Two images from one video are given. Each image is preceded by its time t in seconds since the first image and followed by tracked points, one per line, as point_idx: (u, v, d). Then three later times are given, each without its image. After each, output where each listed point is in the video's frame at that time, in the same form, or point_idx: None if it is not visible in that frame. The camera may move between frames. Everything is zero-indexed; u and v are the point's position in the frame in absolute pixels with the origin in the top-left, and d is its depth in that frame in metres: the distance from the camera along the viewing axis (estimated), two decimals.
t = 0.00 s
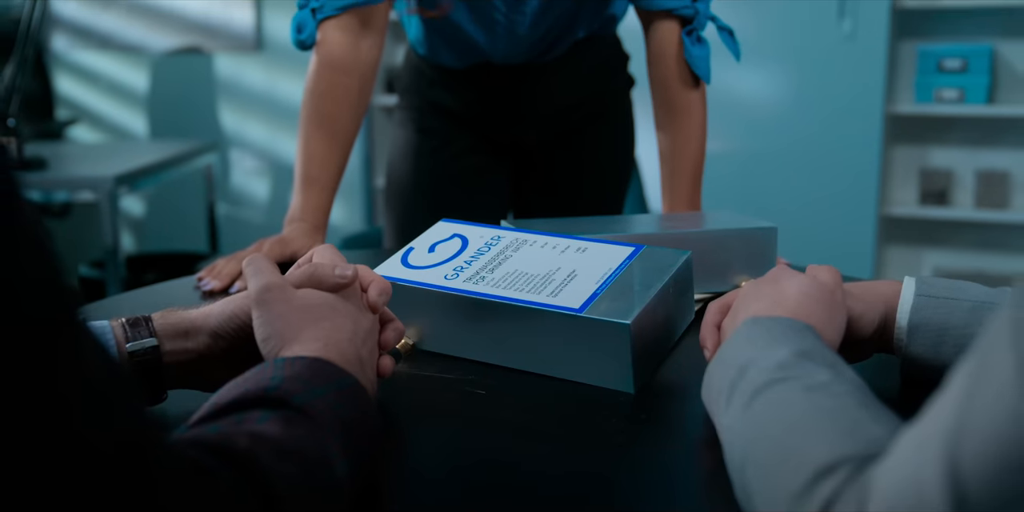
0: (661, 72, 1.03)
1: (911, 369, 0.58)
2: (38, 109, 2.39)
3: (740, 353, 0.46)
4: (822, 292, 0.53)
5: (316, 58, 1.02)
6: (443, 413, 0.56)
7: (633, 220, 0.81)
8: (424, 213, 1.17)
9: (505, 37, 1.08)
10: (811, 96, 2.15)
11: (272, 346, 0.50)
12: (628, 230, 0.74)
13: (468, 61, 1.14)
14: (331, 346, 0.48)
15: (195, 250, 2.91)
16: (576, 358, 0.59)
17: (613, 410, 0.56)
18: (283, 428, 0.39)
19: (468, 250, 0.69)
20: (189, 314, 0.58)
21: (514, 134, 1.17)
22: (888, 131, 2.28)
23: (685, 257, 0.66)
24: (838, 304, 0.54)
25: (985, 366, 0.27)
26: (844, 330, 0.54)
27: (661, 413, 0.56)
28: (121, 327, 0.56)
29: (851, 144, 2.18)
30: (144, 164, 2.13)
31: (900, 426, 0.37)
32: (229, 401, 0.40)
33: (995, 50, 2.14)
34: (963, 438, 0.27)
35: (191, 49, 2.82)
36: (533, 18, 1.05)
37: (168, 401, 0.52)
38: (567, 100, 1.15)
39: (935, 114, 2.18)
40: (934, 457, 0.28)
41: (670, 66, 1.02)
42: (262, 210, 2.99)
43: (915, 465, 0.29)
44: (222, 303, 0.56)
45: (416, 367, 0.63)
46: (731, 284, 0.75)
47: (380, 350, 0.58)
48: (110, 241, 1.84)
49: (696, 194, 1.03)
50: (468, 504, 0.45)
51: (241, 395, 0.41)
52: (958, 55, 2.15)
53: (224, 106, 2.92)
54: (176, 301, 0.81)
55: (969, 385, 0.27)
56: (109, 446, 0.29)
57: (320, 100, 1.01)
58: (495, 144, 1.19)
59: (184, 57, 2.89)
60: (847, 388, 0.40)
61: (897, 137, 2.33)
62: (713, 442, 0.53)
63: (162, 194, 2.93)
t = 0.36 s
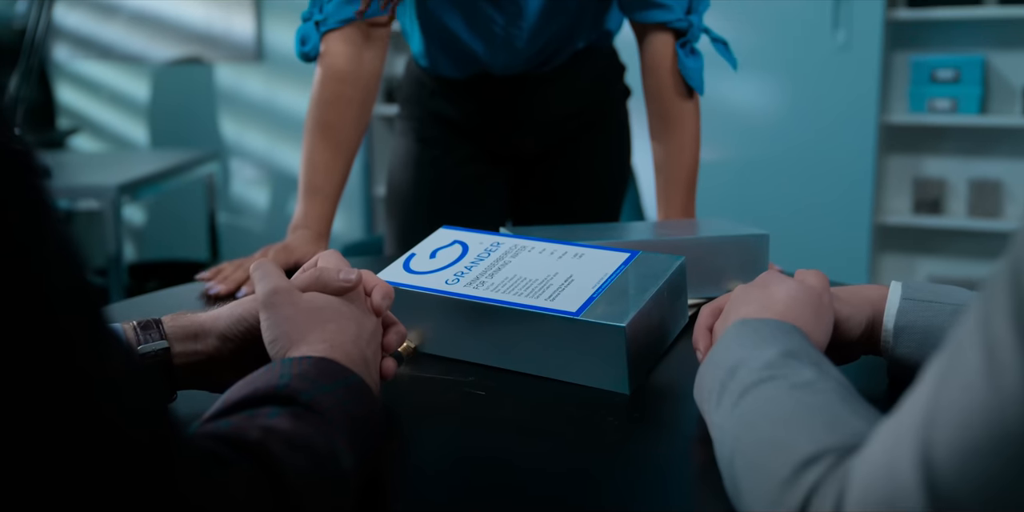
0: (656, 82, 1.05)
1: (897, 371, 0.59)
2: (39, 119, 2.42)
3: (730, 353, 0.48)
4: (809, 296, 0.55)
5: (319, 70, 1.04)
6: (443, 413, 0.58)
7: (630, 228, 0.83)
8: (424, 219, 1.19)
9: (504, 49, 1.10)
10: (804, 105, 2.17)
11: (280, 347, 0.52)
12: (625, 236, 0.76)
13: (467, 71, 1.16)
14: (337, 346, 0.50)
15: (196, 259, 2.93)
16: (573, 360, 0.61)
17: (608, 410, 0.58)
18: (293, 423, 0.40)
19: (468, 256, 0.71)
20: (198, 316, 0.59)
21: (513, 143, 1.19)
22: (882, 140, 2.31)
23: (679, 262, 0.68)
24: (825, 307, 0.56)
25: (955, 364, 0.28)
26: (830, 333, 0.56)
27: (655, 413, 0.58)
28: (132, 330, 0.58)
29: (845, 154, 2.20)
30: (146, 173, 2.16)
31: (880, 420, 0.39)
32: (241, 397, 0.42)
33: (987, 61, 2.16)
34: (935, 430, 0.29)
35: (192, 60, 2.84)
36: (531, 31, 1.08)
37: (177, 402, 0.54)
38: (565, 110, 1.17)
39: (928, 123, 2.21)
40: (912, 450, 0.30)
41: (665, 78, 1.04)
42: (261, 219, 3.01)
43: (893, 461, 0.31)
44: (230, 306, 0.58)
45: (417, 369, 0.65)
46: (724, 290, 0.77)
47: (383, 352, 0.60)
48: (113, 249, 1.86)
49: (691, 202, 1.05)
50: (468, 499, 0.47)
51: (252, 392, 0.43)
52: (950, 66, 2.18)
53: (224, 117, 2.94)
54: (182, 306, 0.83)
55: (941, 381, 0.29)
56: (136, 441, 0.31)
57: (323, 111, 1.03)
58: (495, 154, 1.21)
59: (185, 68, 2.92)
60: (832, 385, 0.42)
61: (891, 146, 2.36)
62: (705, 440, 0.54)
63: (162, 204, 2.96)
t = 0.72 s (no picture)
0: (652, 94, 1.07)
1: (884, 374, 0.61)
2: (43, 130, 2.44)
3: (721, 357, 0.50)
4: (798, 301, 0.57)
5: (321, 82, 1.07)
6: (445, 416, 0.60)
7: (627, 236, 0.85)
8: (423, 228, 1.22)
9: (504, 61, 1.12)
10: (799, 117, 2.19)
11: (287, 350, 0.53)
12: (622, 245, 0.78)
13: (467, 84, 1.18)
14: (342, 350, 0.52)
15: (197, 269, 2.95)
16: (570, 364, 0.63)
17: (605, 413, 0.60)
18: (302, 420, 0.42)
19: (469, 263, 0.73)
20: (208, 320, 0.61)
21: (512, 154, 1.21)
22: (877, 151, 2.34)
23: (673, 270, 0.70)
24: (813, 312, 0.57)
25: (929, 369, 0.30)
26: (819, 339, 0.58)
27: (651, 415, 0.60)
28: (144, 334, 0.60)
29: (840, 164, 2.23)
30: (148, 184, 2.17)
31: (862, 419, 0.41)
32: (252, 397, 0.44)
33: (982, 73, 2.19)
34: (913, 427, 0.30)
35: (195, 70, 2.86)
36: (528, 47, 1.10)
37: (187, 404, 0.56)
38: (564, 121, 1.19)
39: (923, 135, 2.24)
40: (887, 444, 0.32)
41: (661, 90, 1.06)
42: (262, 228, 3.03)
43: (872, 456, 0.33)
44: (240, 311, 0.60)
45: (420, 374, 0.67)
46: (718, 296, 0.79)
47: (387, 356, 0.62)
48: (116, 259, 1.88)
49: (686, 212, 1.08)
50: (468, 498, 0.49)
51: (263, 392, 0.44)
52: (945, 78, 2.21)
53: (226, 128, 2.96)
54: (189, 312, 0.85)
55: (915, 382, 0.31)
56: (152, 439, 0.33)
57: (325, 122, 1.06)
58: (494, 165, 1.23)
59: (186, 79, 2.95)
60: (818, 386, 0.44)
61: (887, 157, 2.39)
62: (698, 441, 0.56)
63: (163, 214, 2.98)
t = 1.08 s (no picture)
0: (646, 107, 1.10)
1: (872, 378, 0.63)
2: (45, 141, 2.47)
3: (710, 366, 0.52)
4: (781, 302, 0.59)
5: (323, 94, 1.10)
6: (446, 419, 0.62)
7: (623, 245, 0.86)
8: (423, 237, 1.24)
9: (501, 75, 1.15)
10: (794, 127, 2.25)
11: (294, 356, 0.55)
12: (619, 254, 0.80)
13: (467, 98, 1.21)
14: (347, 355, 0.53)
15: (198, 279, 2.98)
16: (566, 369, 0.65)
17: (601, 416, 0.62)
18: (308, 421, 0.44)
19: (469, 271, 0.75)
20: (215, 327, 0.63)
21: (510, 165, 1.23)
22: (871, 163, 2.36)
23: (667, 277, 0.72)
24: (797, 309, 0.59)
25: (892, 357, 0.33)
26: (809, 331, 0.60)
27: (646, 418, 0.61)
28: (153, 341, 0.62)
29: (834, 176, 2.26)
30: (149, 196, 2.20)
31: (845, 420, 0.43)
32: (261, 398, 0.46)
33: (976, 85, 2.21)
34: (877, 410, 0.33)
35: (196, 82, 2.89)
36: (526, 60, 1.12)
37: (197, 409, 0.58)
38: (562, 134, 1.21)
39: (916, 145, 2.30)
40: (857, 434, 0.34)
41: (655, 103, 1.08)
42: (262, 239, 3.06)
43: (841, 442, 0.35)
44: (247, 317, 0.62)
45: (421, 379, 0.69)
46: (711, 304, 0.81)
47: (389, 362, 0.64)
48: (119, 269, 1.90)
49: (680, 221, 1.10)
50: (470, 499, 0.51)
51: (271, 394, 0.46)
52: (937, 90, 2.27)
53: (226, 139, 2.99)
54: (194, 319, 0.87)
55: (881, 371, 0.33)
56: (167, 431, 0.34)
57: (327, 134, 1.08)
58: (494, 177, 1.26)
59: (187, 91, 2.98)
60: (799, 389, 0.46)
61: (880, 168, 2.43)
62: (691, 444, 0.58)
63: (164, 225, 3.01)
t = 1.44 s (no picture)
0: (640, 120, 1.12)
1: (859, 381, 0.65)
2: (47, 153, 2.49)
3: (699, 369, 0.54)
4: (759, 307, 0.60)
5: (325, 108, 1.12)
6: (447, 422, 0.64)
7: (618, 255, 0.89)
8: (423, 246, 1.26)
9: (498, 89, 1.17)
10: (787, 141, 2.26)
11: (301, 358, 0.58)
12: (614, 263, 0.83)
13: (465, 111, 1.23)
14: (352, 358, 0.56)
15: (200, 290, 2.99)
16: (562, 374, 0.67)
17: (596, 419, 0.64)
18: (317, 418, 0.46)
19: (468, 279, 0.77)
20: (224, 332, 0.66)
21: (508, 176, 1.26)
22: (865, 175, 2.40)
23: (660, 284, 0.74)
24: (775, 313, 0.61)
25: (863, 358, 0.36)
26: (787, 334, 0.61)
27: (640, 420, 0.64)
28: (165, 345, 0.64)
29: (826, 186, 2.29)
30: (151, 207, 2.22)
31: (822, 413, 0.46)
32: (271, 398, 0.48)
33: (967, 97, 2.25)
34: (848, 404, 0.36)
35: (199, 94, 2.94)
36: (523, 74, 1.15)
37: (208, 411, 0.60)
38: (558, 146, 1.24)
39: (908, 157, 2.30)
40: (833, 426, 0.37)
41: (649, 115, 1.11)
42: (262, 250, 3.06)
43: (817, 434, 0.38)
44: (256, 323, 0.64)
45: (424, 383, 0.71)
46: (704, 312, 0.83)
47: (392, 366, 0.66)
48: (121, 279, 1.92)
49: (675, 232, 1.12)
50: (470, 497, 0.53)
51: (280, 394, 0.49)
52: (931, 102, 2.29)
53: (226, 150, 3.01)
54: (200, 326, 0.89)
55: (853, 368, 0.36)
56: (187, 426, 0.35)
57: (330, 147, 1.11)
58: (493, 189, 1.28)
59: (188, 103, 3.01)
60: (783, 389, 0.48)
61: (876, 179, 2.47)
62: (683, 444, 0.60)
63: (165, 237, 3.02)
